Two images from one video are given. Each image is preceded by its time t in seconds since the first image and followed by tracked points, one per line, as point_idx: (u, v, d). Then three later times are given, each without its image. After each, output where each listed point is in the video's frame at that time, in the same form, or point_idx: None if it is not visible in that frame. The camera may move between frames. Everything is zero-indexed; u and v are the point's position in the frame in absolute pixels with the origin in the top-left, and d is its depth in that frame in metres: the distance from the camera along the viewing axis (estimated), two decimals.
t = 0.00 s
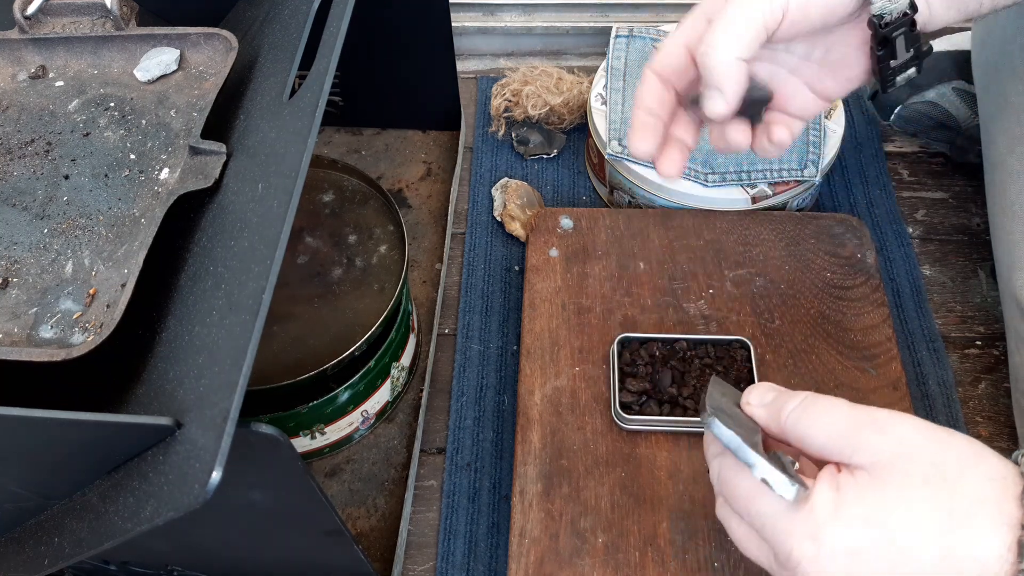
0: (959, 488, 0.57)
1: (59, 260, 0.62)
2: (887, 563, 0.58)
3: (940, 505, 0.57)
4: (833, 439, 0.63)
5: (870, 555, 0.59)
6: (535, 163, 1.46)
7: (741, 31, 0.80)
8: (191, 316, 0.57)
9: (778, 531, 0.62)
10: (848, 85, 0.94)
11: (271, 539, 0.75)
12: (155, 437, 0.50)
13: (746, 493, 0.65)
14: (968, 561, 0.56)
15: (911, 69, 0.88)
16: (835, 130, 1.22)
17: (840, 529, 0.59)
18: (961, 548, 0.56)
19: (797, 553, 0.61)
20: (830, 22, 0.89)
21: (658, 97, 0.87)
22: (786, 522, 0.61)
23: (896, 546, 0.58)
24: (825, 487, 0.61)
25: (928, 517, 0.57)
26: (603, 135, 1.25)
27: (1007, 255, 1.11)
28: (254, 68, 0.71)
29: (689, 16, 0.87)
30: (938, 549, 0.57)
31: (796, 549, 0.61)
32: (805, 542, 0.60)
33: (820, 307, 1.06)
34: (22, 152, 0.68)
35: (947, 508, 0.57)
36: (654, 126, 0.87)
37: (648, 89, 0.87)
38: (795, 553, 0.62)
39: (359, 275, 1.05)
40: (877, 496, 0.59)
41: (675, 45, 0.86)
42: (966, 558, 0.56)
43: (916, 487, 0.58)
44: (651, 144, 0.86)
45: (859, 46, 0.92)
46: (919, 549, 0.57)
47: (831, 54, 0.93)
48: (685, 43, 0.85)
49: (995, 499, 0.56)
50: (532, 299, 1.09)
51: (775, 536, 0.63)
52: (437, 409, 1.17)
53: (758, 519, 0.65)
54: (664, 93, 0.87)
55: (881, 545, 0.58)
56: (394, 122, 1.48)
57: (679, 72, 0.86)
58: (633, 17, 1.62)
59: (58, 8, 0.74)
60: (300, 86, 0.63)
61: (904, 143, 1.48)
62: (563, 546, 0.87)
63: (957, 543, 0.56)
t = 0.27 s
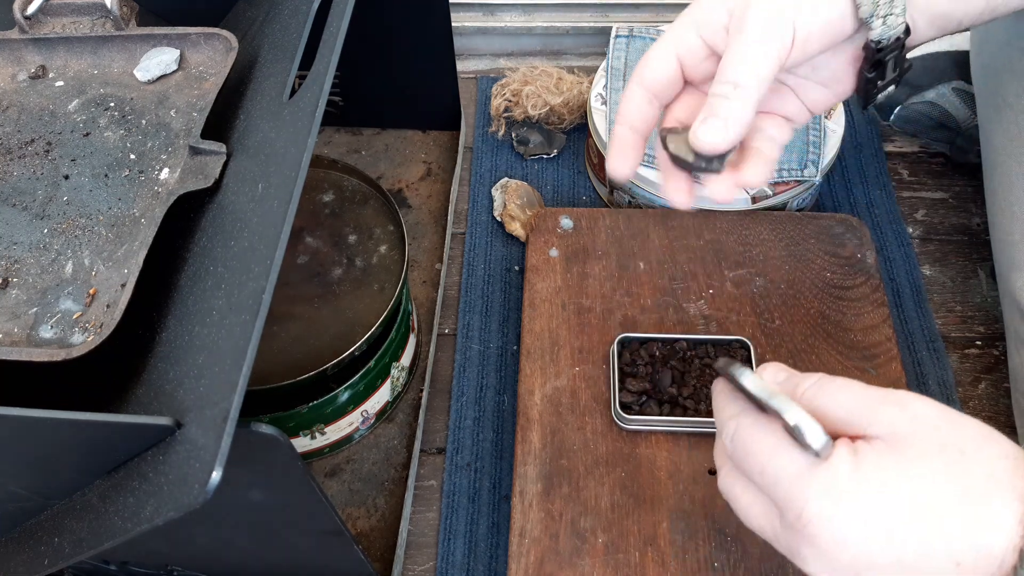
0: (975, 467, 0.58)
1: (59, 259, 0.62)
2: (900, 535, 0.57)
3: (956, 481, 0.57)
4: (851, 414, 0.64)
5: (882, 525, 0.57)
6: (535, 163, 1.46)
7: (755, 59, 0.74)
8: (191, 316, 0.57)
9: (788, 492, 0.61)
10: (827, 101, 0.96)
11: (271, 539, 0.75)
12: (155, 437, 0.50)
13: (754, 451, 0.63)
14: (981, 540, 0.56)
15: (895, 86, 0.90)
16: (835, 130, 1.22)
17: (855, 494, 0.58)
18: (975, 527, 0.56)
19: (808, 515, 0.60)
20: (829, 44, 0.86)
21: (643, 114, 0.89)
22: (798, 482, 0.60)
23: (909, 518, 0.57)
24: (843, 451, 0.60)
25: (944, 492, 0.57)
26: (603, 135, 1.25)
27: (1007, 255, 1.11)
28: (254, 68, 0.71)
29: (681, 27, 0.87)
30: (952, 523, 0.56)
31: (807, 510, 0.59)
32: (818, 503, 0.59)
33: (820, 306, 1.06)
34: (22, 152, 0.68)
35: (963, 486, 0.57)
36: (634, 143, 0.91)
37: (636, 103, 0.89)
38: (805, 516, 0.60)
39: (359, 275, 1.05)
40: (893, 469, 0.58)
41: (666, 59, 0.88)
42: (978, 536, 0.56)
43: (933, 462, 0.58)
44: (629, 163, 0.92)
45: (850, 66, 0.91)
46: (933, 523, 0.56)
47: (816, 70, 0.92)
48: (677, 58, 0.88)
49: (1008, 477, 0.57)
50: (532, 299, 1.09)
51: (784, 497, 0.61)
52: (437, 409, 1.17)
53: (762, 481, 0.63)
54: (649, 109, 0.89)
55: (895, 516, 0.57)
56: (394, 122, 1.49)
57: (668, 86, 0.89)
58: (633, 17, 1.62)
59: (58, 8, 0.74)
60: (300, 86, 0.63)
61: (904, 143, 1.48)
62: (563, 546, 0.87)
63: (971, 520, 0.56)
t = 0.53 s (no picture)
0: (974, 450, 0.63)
1: (59, 260, 0.62)
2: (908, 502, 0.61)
3: (957, 461, 0.63)
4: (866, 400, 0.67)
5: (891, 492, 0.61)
6: (535, 163, 1.46)
7: (789, 130, 0.64)
8: (190, 316, 0.57)
9: (808, 453, 0.64)
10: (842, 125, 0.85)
11: (271, 539, 0.75)
12: (155, 436, 0.50)
13: (776, 416, 0.66)
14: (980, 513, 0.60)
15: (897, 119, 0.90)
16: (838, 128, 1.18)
17: (870, 460, 0.62)
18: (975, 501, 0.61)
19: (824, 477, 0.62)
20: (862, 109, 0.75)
21: (667, 154, 0.78)
22: (819, 444, 0.63)
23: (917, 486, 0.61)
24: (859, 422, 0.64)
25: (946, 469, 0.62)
26: (603, 135, 1.25)
27: (1007, 255, 1.10)
28: (254, 68, 0.71)
29: (705, 69, 0.76)
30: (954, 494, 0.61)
31: (825, 472, 0.62)
32: (836, 464, 0.62)
33: (820, 306, 1.06)
34: (22, 152, 0.68)
35: (964, 464, 0.62)
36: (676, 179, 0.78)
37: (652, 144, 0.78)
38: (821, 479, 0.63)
39: (359, 275, 1.05)
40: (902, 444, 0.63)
41: (686, 100, 0.76)
42: (975, 509, 0.60)
43: (936, 442, 0.64)
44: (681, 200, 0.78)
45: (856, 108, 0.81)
46: (937, 493, 0.61)
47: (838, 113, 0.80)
48: (698, 102, 0.76)
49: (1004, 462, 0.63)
50: (532, 299, 1.09)
51: (802, 459, 0.64)
52: (437, 409, 1.17)
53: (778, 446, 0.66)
54: (672, 151, 0.78)
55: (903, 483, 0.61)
56: (394, 123, 1.49)
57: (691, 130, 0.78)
58: (633, 17, 1.62)
59: (57, 8, 0.74)
60: (300, 86, 0.63)
61: (904, 143, 1.48)
62: (563, 546, 0.87)
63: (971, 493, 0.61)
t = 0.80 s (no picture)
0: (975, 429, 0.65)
1: (59, 259, 0.62)
2: (914, 471, 0.62)
3: (960, 437, 0.64)
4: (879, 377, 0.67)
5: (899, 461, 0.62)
6: (535, 163, 1.46)
7: (787, 161, 0.65)
8: (190, 316, 0.57)
9: (822, 419, 0.64)
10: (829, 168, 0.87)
11: (271, 539, 0.75)
12: (155, 436, 0.50)
13: (794, 385, 0.68)
14: (981, 487, 0.62)
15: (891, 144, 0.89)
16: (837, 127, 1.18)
17: (881, 428, 0.63)
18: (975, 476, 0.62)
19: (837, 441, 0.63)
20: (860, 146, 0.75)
21: (667, 188, 0.79)
22: (834, 410, 0.64)
23: (923, 457, 0.62)
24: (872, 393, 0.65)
25: (951, 444, 0.63)
26: (603, 135, 1.25)
27: (1007, 255, 1.11)
28: (254, 68, 0.71)
29: (708, 106, 0.76)
30: (957, 468, 0.62)
31: (837, 437, 0.63)
32: (849, 429, 0.63)
33: (820, 306, 1.06)
34: (22, 152, 0.68)
35: (967, 441, 0.64)
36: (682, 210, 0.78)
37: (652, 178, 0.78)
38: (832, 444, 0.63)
39: (359, 275, 1.05)
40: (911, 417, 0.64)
41: (687, 136, 0.76)
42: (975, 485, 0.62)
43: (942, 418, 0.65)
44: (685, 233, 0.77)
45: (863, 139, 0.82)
46: (942, 465, 0.62)
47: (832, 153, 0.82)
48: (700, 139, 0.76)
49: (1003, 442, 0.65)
50: (532, 299, 1.09)
51: (815, 425, 0.65)
52: (437, 409, 1.17)
53: (792, 414, 0.67)
54: (671, 186, 0.79)
55: (911, 453, 0.62)
56: (394, 123, 1.49)
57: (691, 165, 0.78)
58: (633, 17, 1.62)
59: (57, 8, 0.74)
60: (300, 86, 0.63)
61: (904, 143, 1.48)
62: (563, 546, 0.87)
63: (972, 468, 0.62)
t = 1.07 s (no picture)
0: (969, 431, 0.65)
1: (59, 260, 0.62)
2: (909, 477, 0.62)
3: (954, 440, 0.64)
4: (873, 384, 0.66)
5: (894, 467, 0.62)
6: (535, 163, 1.46)
7: (797, 195, 0.66)
8: (190, 316, 0.57)
9: (815, 427, 0.64)
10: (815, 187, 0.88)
11: (271, 539, 0.75)
12: (155, 436, 0.50)
13: (785, 393, 0.67)
14: (975, 490, 0.62)
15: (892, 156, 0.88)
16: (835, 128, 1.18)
17: (874, 435, 0.62)
18: (969, 479, 0.62)
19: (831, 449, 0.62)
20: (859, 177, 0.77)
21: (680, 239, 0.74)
22: (827, 418, 0.63)
23: (918, 462, 0.62)
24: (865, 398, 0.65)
25: (945, 447, 0.63)
26: (603, 135, 1.25)
27: (1007, 255, 1.10)
28: (254, 68, 0.71)
29: (729, 137, 0.72)
30: (950, 472, 0.62)
31: (831, 446, 0.62)
32: (843, 437, 0.62)
33: (819, 306, 1.06)
34: (22, 152, 0.68)
35: (961, 444, 0.64)
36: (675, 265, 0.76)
37: (668, 229, 0.74)
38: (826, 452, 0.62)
39: (359, 276, 1.05)
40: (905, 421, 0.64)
41: (705, 176, 0.72)
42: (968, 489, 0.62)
43: (936, 421, 0.65)
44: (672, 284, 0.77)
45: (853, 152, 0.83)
46: (936, 470, 0.62)
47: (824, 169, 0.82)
48: (720, 178, 0.72)
49: (996, 444, 0.65)
50: (532, 299, 1.09)
51: (808, 433, 0.64)
52: (437, 409, 1.17)
53: (784, 422, 0.66)
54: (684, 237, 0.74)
55: (906, 459, 0.62)
56: (394, 122, 1.49)
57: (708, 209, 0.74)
58: (633, 17, 1.62)
59: (57, 8, 0.74)
60: (300, 86, 0.63)
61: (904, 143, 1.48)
62: (563, 546, 0.87)
63: (965, 471, 0.63)
